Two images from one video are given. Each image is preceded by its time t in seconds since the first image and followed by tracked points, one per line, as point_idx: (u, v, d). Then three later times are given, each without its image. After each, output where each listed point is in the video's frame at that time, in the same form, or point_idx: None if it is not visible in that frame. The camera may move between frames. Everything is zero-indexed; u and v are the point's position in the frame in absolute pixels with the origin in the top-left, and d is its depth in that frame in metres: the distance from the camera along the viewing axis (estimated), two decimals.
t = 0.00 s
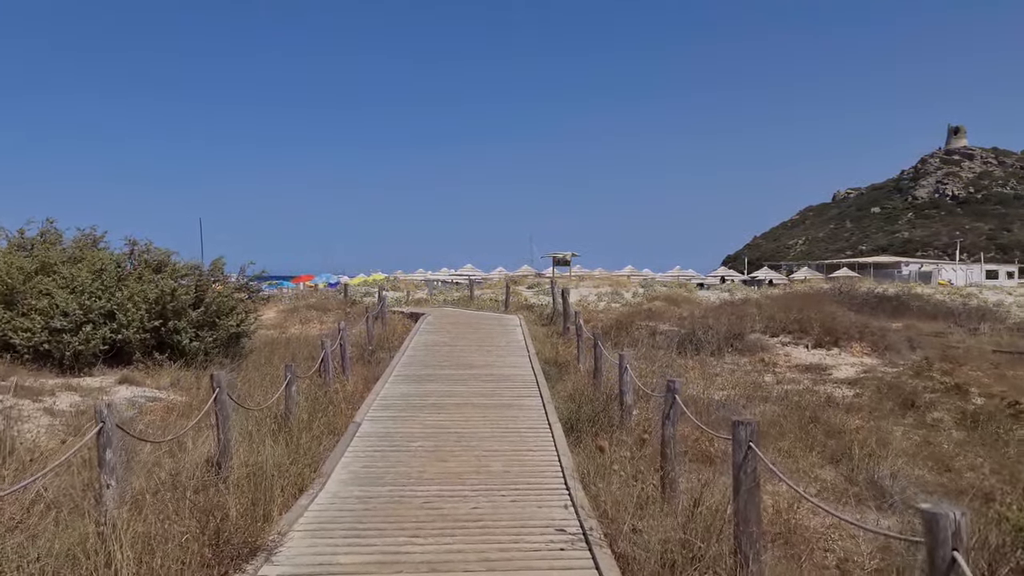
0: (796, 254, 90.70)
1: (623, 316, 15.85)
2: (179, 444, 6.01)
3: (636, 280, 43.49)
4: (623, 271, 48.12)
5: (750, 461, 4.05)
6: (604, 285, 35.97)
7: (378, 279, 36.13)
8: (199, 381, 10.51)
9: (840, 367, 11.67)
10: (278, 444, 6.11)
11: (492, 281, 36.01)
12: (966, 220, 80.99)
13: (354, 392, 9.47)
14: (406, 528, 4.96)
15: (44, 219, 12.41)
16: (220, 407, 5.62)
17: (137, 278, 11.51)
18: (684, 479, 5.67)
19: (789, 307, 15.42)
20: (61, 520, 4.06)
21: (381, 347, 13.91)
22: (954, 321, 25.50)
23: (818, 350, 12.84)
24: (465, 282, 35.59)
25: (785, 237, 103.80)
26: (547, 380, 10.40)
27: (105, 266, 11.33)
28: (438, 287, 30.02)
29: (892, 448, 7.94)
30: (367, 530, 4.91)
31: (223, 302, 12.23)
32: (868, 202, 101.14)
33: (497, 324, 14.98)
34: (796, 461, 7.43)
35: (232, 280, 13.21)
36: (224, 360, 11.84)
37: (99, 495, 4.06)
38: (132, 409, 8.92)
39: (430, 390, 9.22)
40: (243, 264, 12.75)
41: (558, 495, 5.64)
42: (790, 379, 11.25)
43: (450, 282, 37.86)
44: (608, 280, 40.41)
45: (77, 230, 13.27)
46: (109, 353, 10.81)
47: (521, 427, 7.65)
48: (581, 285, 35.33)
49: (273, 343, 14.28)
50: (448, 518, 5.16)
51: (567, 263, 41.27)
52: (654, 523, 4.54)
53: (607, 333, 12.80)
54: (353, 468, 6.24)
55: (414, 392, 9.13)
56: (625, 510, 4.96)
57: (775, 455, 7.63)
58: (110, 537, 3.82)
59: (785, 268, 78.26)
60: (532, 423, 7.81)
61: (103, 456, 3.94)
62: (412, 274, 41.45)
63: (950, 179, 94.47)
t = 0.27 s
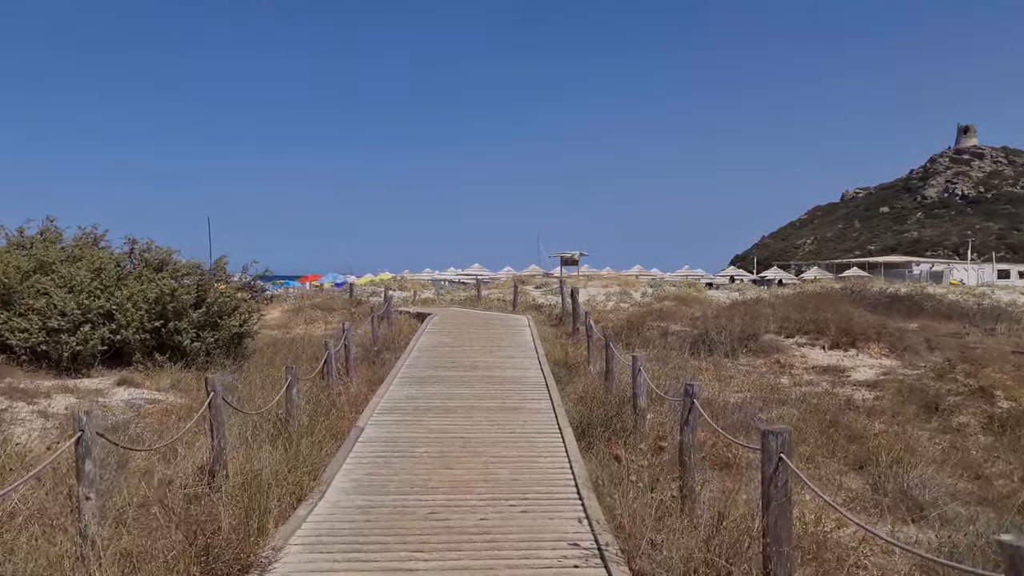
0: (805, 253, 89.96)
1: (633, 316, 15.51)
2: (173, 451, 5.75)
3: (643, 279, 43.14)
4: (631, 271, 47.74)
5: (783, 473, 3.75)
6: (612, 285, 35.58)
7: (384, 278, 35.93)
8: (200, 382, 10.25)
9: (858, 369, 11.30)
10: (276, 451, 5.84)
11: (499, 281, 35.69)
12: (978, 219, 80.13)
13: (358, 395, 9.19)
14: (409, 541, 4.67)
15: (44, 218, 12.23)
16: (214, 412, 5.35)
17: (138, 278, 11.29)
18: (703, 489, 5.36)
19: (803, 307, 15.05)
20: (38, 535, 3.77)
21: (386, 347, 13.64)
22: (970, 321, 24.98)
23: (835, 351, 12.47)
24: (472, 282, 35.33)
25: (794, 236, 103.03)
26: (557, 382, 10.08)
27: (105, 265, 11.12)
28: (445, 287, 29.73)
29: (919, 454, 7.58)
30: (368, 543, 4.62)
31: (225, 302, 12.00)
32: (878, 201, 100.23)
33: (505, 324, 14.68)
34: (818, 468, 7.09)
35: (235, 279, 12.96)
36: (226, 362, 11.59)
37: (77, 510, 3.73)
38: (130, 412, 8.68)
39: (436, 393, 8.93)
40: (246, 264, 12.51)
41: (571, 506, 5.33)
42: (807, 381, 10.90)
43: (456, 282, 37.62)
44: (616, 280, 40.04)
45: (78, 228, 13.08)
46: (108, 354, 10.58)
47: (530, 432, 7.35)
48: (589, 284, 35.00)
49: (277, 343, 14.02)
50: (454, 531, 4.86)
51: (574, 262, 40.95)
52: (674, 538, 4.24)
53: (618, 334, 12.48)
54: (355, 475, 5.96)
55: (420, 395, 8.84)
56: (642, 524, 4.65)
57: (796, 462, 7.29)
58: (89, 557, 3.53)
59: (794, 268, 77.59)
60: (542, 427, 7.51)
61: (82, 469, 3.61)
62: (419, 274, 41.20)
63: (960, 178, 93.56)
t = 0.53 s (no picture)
0: (813, 253, 89.26)
1: (642, 317, 15.15)
2: (161, 462, 5.47)
3: (650, 279, 42.74)
4: (638, 270, 47.34)
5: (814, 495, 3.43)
6: (620, 285, 35.18)
7: (390, 278, 35.68)
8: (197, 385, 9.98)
9: (875, 373, 10.93)
10: (269, 462, 5.55)
11: (505, 281, 35.35)
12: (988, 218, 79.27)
13: (359, 400, 8.89)
14: (407, 561, 4.37)
15: (41, 217, 12.00)
16: (202, 422, 5.07)
17: (135, 278, 11.06)
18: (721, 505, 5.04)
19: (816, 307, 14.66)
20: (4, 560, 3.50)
21: (389, 349, 13.35)
22: (986, 321, 24.45)
23: (850, 353, 12.10)
24: (478, 282, 35.04)
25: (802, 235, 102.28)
26: (565, 386, 9.76)
27: (101, 266, 10.90)
28: (451, 287, 29.44)
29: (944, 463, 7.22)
30: (363, 563, 4.33)
31: (224, 303, 11.73)
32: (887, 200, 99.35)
33: (511, 325, 14.35)
34: (839, 479, 6.74)
35: (235, 280, 12.71)
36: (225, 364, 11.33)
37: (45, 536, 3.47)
38: (124, 417, 8.43)
39: (439, 398, 8.62)
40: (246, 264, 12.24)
41: (580, 522, 5.02)
42: (822, 385, 10.55)
43: (462, 282, 37.34)
44: (623, 279, 39.65)
45: (77, 228, 12.88)
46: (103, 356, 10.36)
47: (537, 440, 7.02)
48: (596, 284, 34.65)
49: (278, 345, 13.75)
50: (455, 548, 4.57)
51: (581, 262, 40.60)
52: (692, 562, 3.93)
53: (626, 336, 12.14)
54: (353, 487, 5.66)
55: (422, 400, 8.54)
56: (658, 545, 4.34)
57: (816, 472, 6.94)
58: None
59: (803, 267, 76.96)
60: (549, 435, 7.18)
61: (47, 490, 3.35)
62: (424, 273, 40.92)
63: (971, 176, 92.60)
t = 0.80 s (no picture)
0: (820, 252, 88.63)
1: (649, 318, 14.80)
2: (147, 474, 5.19)
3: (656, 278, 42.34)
4: (644, 270, 46.95)
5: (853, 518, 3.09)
6: (626, 285, 34.78)
7: (393, 278, 35.40)
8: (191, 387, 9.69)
9: (892, 376, 10.56)
10: (260, 474, 5.26)
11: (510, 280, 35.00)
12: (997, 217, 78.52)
13: (358, 404, 8.59)
14: None
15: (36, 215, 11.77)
16: (188, 431, 4.78)
17: (129, 278, 10.81)
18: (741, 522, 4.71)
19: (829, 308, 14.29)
20: None
21: (391, 351, 13.05)
22: (999, 321, 23.96)
23: (866, 355, 11.73)
24: (483, 282, 34.73)
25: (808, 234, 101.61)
26: (571, 389, 9.41)
27: (95, 265, 10.65)
28: (455, 287, 29.13)
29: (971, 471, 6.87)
30: None
31: (222, 303, 11.46)
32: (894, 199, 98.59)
33: (516, 326, 14.02)
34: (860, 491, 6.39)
35: (234, 280, 12.43)
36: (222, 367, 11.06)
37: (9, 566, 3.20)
38: (115, 421, 8.17)
39: (441, 402, 8.30)
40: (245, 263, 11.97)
41: (590, 540, 4.70)
42: (838, 388, 10.19)
43: (466, 282, 37.03)
44: (629, 279, 39.27)
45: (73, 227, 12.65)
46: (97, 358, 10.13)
47: (543, 448, 6.69)
48: (601, 284, 34.30)
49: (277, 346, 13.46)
50: (455, 569, 4.26)
51: (586, 261, 40.24)
52: None
53: (634, 337, 11.79)
54: (348, 499, 5.35)
55: (423, 404, 8.22)
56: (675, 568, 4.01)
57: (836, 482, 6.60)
58: None
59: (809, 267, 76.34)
60: (556, 443, 6.85)
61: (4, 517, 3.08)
62: (428, 273, 40.61)
63: (979, 175, 91.79)
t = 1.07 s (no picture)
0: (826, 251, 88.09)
1: (658, 317, 14.48)
2: (131, 483, 4.91)
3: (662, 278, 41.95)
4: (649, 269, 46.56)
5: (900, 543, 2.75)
6: (631, 284, 34.43)
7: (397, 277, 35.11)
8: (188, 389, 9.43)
9: (910, 378, 10.20)
10: (252, 485, 4.97)
11: (514, 279, 34.69)
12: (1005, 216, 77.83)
13: (358, 407, 8.29)
14: None
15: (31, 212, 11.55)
16: (173, 439, 4.48)
17: (124, 277, 10.55)
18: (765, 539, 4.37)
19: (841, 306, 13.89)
20: None
21: (393, 351, 12.75)
22: (1013, 321, 23.49)
23: (882, 356, 11.37)
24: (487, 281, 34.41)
25: (814, 233, 101.01)
26: (579, 392, 9.09)
27: (89, 263, 10.40)
28: (459, 286, 28.81)
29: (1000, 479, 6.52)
30: None
31: (219, 303, 11.22)
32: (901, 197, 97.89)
33: (521, 326, 13.70)
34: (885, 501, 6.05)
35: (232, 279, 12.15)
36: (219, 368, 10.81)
37: None
38: (106, 425, 7.89)
39: (444, 405, 7.99)
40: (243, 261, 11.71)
41: (602, 557, 4.37)
42: (854, 390, 9.84)
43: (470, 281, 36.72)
44: (634, 278, 38.89)
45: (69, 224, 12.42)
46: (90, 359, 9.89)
47: (551, 455, 6.38)
48: (607, 283, 33.94)
49: (277, 346, 13.18)
50: None
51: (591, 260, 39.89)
52: None
53: (643, 337, 11.46)
54: (345, 510, 5.05)
55: (426, 407, 7.91)
56: None
57: (859, 492, 6.26)
58: None
59: (815, 266, 75.85)
60: (564, 449, 6.53)
61: None
62: (432, 272, 40.33)
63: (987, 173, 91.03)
